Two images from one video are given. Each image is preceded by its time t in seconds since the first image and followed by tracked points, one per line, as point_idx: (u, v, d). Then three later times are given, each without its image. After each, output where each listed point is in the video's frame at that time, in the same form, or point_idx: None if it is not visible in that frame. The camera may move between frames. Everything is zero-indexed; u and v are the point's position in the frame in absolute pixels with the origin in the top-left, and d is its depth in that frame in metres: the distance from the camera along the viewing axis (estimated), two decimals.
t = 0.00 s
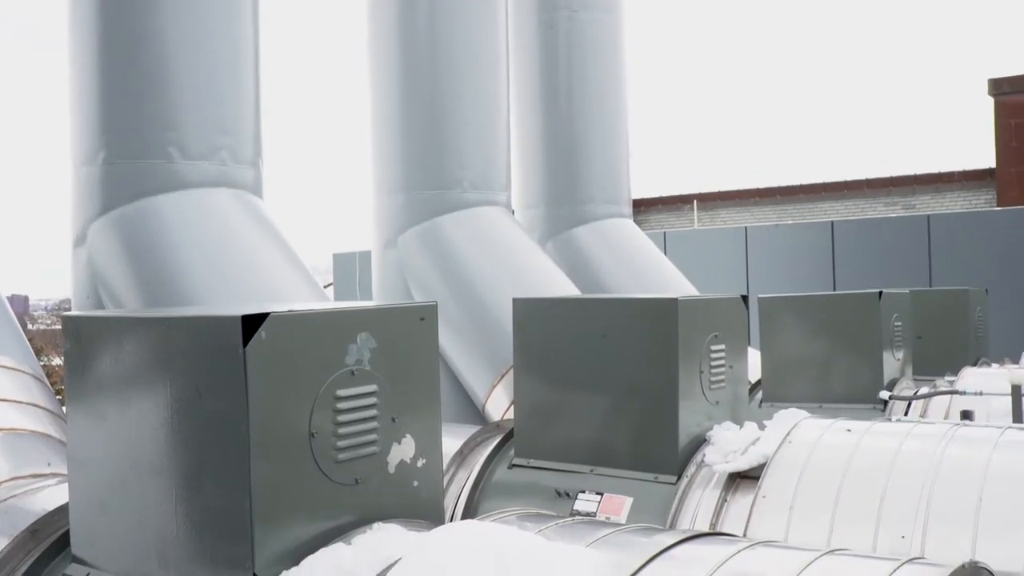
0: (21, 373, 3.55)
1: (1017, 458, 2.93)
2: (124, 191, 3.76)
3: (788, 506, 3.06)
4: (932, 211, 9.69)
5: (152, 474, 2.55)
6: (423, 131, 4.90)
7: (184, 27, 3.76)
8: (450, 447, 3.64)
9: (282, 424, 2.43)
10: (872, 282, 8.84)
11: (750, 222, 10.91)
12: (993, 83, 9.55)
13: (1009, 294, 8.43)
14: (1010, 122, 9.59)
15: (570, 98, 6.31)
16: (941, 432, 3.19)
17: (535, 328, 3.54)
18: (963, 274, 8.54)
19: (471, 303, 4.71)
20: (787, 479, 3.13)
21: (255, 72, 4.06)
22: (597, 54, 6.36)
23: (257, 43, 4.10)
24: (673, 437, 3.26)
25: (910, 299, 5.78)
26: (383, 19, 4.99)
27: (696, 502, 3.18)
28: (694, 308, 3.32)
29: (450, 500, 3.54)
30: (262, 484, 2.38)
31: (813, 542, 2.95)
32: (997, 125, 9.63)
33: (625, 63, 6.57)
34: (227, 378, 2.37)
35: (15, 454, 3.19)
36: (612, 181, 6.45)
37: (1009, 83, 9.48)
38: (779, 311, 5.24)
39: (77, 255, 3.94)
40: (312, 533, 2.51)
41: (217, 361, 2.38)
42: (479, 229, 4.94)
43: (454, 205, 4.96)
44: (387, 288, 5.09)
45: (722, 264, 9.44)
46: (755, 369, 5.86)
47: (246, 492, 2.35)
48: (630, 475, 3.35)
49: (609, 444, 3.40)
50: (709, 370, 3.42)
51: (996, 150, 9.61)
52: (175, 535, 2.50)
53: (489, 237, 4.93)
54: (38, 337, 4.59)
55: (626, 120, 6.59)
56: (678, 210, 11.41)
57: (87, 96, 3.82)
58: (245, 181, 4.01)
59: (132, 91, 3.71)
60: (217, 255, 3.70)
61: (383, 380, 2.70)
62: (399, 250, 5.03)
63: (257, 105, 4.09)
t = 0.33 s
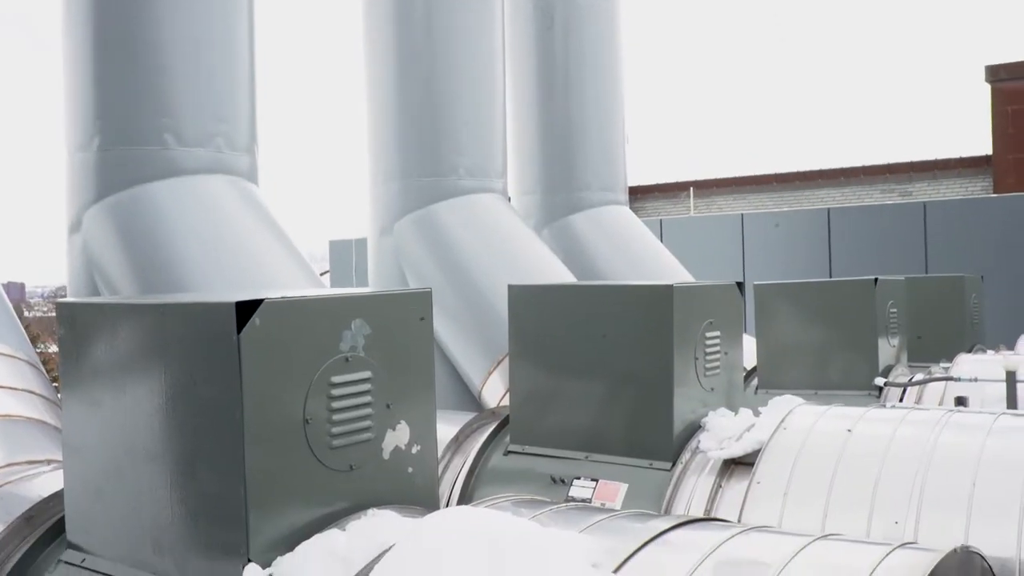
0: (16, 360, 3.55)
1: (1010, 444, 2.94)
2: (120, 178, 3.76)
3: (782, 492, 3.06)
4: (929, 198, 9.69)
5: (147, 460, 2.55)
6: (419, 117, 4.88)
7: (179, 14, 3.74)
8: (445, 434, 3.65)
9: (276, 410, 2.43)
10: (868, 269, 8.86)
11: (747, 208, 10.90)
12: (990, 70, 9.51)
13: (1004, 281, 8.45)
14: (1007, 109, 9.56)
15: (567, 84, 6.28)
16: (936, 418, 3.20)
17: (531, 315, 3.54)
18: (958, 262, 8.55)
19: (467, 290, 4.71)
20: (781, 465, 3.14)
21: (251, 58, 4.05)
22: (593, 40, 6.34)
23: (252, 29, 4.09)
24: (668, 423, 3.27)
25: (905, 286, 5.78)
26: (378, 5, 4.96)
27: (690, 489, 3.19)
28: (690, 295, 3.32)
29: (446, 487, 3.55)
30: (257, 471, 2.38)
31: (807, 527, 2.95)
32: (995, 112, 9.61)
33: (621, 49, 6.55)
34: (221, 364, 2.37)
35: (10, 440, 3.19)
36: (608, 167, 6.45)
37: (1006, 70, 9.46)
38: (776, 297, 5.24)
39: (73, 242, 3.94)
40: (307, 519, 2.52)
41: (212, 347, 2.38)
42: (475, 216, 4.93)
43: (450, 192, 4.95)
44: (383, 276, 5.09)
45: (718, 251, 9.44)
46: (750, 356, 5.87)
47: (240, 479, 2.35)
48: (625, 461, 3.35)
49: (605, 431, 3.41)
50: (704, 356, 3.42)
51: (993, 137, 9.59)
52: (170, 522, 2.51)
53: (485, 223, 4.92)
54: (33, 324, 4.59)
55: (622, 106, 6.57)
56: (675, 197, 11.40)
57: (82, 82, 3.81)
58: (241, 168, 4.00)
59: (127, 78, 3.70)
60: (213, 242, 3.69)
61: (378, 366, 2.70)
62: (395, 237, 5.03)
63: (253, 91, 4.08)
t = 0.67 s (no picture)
0: (11, 349, 3.55)
1: (1005, 433, 2.95)
2: (116, 168, 3.76)
3: (777, 481, 3.06)
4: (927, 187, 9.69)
5: (143, 450, 2.56)
6: (416, 107, 4.88)
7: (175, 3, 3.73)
8: (441, 423, 3.65)
9: (271, 399, 2.43)
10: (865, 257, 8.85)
11: (745, 198, 10.89)
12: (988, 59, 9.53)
13: (1002, 271, 8.46)
14: (1005, 98, 9.55)
15: (564, 73, 6.27)
16: (931, 406, 3.22)
17: (528, 305, 3.54)
18: (955, 250, 8.58)
19: (464, 280, 4.71)
20: (777, 454, 3.14)
21: (247, 48, 4.04)
22: (591, 28, 6.32)
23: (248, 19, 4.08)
24: (664, 412, 3.27)
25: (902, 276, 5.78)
26: None
27: (687, 477, 3.18)
28: (685, 285, 3.32)
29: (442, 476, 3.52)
30: (252, 459, 2.38)
31: (802, 516, 2.95)
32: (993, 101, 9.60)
33: (618, 37, 6.53)
34: (215, 353, 2.37)
35: (6, 430, 3.20)
36: (606, 157, 6.45)
37: (1004, 59, 9.44)
38: (775, 290, 5.24)
39: (69, 232, 3.93)
40: (303, 508, 2.52)
41: (207, 336, 2.38)
42: (472, 206, 4.93)
43: (447, 182, 4.95)
44: (379, 266, 5.08)
45: (716, 241, 9.43)
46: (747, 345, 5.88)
47: (235, 467, 2.36)
48: (622, 450, 3.36)
49: (601, 420, 3.41)
50: (700, 346, 3.42)
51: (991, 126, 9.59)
52: (166, 511, 2.51)
53: (481, 213, 4.92)
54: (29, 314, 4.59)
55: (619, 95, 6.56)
56: (673, 187, 11.39)
57: (77, 72, 3.80)
58: (237, 157, 4.00)
59: (123, 68, 3.69)
60: (210, 232, 3.70)
61: (373, 356, 2.70)
62: (392, 227, 5.02)
63: (250, 80, 4.08)
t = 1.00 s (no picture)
0: (4, 338, 3.55)
1: (996, 422, 2.98)
2: (109, 156, 3.75)
3: (770, 468, 3.07)
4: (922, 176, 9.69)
5: (135, 439, 2.55)
6: (410, 95, 4.86)
7: None
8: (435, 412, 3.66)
9: (263, 387, 2.43)
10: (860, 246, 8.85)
11: (740, 187, 10.89)
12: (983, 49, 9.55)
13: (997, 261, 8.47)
14: (1000, 88, 9.55)
15: (559, 61, 6.25)
16: (924, 394, 3.23)
17: (521, 293, 3.54)
18: (949, 238, 8.59)
19: (458, 269, 4.70)
20: (770, 443, 3.15)
21: (240, 35, 4.02)
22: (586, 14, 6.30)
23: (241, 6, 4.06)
24: (657, 401, 3.27)
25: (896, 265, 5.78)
26: None
27: (679, 466, 3.20)
28: (679, 273, 3.32)
29: (435, 465, 3.54)
30: (243, 447, 2.38)
31: (794, 503, 2.96)
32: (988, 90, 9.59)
33: (613, 25, 6.51)
34: (207, 341, 2.36)
35: None
36: (601, 146, 6.45)
37: (1000, 49, 9.47)
38: (768, 276, 5.21)
39: (62, 221, 3.93)
40: (295, 496, 2.53)
41: (199, 324, 2.38)
42: (466, 194, 4.92)
43: (441, 170, 4.94)
44: (374, 254, 5.07)
45: (710, 230, 9.43)
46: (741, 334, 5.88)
47: (227, 456, 2.36)
48: (615, 439, 3.36)
49: (595, 409, 3.41)
50: (693, 334, 3.42)
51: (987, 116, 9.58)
52: (159, 499, 2.51)
53: (476, 202, 4.91)
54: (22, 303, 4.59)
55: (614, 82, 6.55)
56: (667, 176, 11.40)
57: (70, 60, 3.78)
58: (231, 146, 3.99)
59: (116, 56, 3.68)
60: (205, 222, 3.70)
61: (365, 344, 2.70)
62: (387, 216, 5.01)
63: (243, 68, 4.06)
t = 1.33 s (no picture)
0: None
1: (971, 413, 3.01)
2: (88, 149, 3.72)
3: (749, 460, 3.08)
4: (905, 169, 9.72)
5: (112, 431, 2.54)
6: (392, 87, 4.85)
7: None
8: (415, 404, 3.65)
9: (241, 380, 2.42)
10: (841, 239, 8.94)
11: (723, 180, 10.91)
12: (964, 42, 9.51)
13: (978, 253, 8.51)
14: (980, 81, 9.52)
15: (541, 52, 6.23)
16: (902, 386, 3.26)
17: (503, 286, 3.53)
18: (930, 230, 8.64)
19: (441, 261, 4.70)
20: (749, 435, 3.16)
21: (221, 25, 3.99)
22: (567, 6, 6.28)
23: None
24: (638, 393, 3.28)
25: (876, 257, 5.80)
26: None
27: (658, 458, 3.20)
28: (659, 266, 3.33)
29: (416, 458, 3.56)
30: (221, 440, 2.37)
31: (773, 494, 2.98)
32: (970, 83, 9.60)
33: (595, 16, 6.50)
34: (184, 333, 2.35)
35: None
36: (582, 138, 6.43)
37: (981, 41, 9.41)
38: (749, 269, 5.23)
39: (41, 212, 3.90)
40: (273, 489, 2.52)
41: (177, 317, 2.36)
42: (449, 186, 4.92)
43: (423, 162, 4.93)
44: (355, 246, 5.05)
45: (693, 225, 9.55)
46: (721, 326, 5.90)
47: (204, 449, 2.35)
48: (595, 431, 3.36)
49: (575, 401, 3.41)
50: (673, 325, 3.43)
51: (968, 108, 9.61)
52: (136, 492, 2.50)
53: (458, 195, 4.90)
54: None
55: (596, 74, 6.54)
56: (650, 168, 11.42)
57: (48, 50, 3.75)
58: (211, 137, 3.97)
59: (95, 46, 3.65)
60: (185, 213, 3.68)
61: (344, 336, 2.70)
62: (368, 209, 5.00)
63: (224, 59, 4.04)
